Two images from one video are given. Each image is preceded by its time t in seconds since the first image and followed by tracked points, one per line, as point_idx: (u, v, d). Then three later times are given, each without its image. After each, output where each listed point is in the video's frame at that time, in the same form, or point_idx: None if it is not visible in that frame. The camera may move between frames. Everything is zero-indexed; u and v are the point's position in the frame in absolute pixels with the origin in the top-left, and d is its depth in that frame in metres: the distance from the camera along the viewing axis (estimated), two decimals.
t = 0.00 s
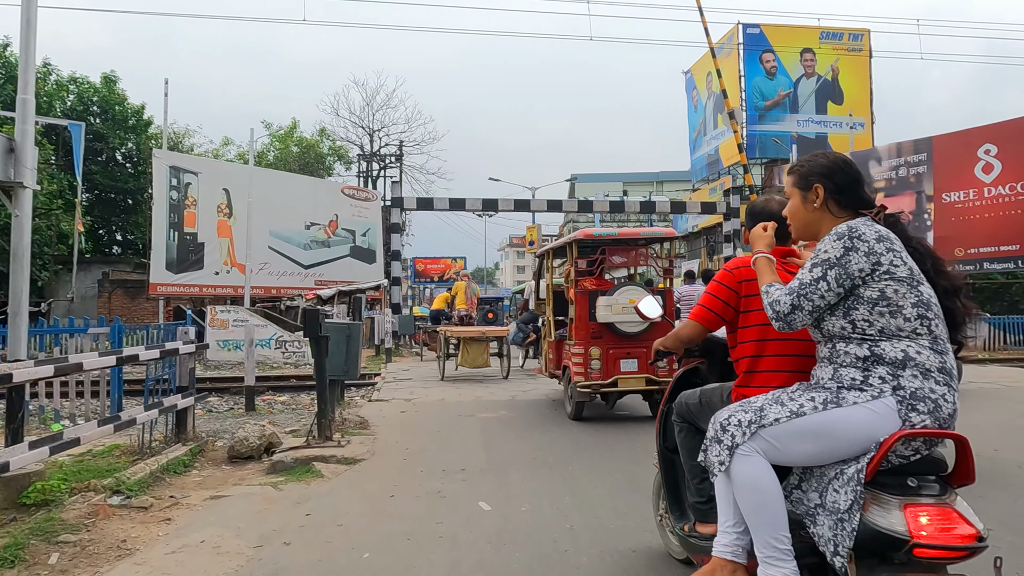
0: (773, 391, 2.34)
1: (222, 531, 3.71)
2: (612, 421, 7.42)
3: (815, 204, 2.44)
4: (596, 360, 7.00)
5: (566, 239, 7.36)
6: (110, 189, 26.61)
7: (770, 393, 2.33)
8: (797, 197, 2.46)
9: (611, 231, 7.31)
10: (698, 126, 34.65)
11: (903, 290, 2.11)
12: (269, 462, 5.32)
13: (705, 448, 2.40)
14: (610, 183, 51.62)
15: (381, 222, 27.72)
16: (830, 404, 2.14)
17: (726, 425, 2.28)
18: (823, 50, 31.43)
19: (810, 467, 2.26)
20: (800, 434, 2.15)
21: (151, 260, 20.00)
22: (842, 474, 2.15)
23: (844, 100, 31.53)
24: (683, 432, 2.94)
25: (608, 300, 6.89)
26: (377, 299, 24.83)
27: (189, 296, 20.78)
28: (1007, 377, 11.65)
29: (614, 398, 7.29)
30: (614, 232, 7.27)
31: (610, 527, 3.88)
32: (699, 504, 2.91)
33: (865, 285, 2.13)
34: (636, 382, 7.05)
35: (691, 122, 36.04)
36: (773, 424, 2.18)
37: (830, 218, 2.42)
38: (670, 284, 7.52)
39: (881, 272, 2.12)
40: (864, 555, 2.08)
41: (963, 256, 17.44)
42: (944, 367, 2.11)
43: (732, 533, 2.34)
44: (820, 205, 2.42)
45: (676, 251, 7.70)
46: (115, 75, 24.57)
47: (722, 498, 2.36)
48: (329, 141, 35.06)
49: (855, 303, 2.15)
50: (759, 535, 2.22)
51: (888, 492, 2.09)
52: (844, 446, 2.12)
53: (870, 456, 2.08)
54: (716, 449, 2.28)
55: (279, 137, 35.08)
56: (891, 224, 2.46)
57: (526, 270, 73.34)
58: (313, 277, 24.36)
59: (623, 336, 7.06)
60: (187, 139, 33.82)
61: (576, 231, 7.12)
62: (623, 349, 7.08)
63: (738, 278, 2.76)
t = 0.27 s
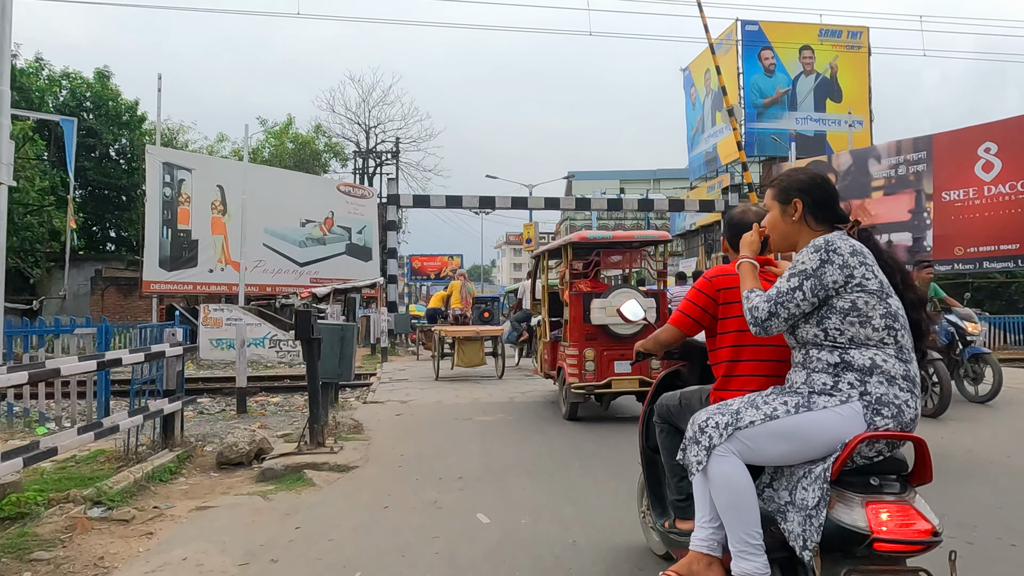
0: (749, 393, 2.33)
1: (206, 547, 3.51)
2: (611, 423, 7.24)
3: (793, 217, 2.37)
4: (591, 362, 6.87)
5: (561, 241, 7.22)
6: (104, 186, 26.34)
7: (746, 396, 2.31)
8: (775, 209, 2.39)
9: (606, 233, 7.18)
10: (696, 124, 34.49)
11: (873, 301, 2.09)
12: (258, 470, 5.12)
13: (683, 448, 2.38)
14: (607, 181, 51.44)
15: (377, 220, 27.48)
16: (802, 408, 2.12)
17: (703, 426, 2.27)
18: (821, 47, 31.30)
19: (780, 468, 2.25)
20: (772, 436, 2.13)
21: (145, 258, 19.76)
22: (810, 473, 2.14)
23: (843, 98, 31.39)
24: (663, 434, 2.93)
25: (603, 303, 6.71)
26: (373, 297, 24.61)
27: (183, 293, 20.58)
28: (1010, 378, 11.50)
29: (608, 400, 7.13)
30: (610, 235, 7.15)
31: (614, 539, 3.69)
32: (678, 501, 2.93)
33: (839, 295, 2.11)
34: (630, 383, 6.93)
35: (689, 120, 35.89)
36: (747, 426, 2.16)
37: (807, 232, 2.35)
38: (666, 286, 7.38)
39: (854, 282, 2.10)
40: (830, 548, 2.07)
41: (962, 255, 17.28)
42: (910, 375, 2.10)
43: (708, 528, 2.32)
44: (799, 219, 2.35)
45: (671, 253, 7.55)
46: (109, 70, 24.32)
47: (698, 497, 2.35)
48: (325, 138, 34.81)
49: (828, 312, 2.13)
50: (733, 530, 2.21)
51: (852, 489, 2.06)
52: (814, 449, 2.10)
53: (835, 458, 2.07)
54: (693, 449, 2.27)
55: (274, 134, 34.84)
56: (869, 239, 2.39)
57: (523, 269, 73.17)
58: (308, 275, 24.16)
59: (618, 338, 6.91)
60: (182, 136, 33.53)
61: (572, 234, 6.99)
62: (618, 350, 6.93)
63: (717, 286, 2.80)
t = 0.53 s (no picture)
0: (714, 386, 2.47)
1: (182, 560, 3.30)
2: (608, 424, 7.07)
3: (763, 220, 2.55)
4: (582, 360, 6.70)
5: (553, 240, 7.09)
6: (97, 182, 26.02)
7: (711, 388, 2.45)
8: (747, 213, 2.56)
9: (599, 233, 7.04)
10: (695, 122, 34.30)
11: (831, 301, 2.25)
12: (243, 474, 4.91)
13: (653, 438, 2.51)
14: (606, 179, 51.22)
15: (373, 217, 27.20)
16: (762, 400, 2.27)
17: (670, 417, 2.41)
18: (820, 46, 31.15)
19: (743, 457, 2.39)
20: (734, 426, 2.27)
21: (138, 255, 19.49)
22: (768, 462, 2.27)
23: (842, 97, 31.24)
24: (638, 428, 3.02)
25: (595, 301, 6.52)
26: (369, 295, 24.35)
27: (176, 291, 20.28)
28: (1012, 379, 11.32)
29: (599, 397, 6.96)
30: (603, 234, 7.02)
31: (614, 550, 3.51)
32: (653, 492, 3.02)
33: (800, 294, 2.27)
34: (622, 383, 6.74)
35: (687, 119, 35.71)
36: (711, 417, 2.31)
37: (776, 234, 2.52)
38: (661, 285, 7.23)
39: (814, 283, 2.26)
40: (785, 533, 2.21)
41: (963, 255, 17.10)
42: (861, 371, 2.27)
43: (675, 514, 2.51)
44: (768, 221, 2.52)
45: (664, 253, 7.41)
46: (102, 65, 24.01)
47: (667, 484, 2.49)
48: (321, 135, 34.52)
49: (790, 310, 2.29)
50: (696, 517, 2.34)
51: (806, 478, 2.22)
52: (772, 438, 2.25)
53: (791, 446, 2.20)
54: (660, 439, 2.40)
55: (270, 130, 34.55)
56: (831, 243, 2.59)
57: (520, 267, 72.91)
58: (304, 273, 23.92)
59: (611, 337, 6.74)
60: (177, 132, 33.20)
61: (566, 233, 6.86)
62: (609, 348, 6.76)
63: (689, 286, 2.89)
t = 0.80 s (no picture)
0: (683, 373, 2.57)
1: (155, 566, 3.07)
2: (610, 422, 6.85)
3: (736, 216, 2.60)
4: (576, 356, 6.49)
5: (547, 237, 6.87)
6: (96, 175, 25.79)
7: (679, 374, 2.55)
8: (721, 209, 2.62)
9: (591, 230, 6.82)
10: (699, 119, 34.02)
11: (793, 295, 2.34)
12: (229, 473, 4.69)
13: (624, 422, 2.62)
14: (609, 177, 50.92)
15: (374, 213, 26.95)
16: (723, 386, 2.36)
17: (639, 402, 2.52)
18: (827, 43, 30.86)
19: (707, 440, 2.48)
20: (697, 410, 2.37)
21: (137, 249, 19.28)
22: (728, 444, 2.36)
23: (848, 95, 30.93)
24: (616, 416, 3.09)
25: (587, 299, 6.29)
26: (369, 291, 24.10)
27: (174, 286, 20.05)
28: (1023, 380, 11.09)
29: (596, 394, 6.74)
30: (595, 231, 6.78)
31: (615, 555, 3.32)
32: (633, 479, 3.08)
33: (764, 287, 2.35)
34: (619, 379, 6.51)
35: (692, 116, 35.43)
36: (676, 401, 2.41)
37: (748, 231, 2.58)
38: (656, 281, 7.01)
39: (777, 277, 2.34)
40: (741, 510, 2.28)
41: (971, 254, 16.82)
42: (819, 361, 2.35)
43: (645, 493, 2.63)
44: (740, 218, 2.57)
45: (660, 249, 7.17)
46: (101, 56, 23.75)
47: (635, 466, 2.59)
48: (322, 130, 34.28)
49: (754, 302, 2.37)
50: (661, 495, 2.46)
51: (763, 459, 2.29)
52: (731, 422, 2.34)
53: (747, 430, 2.30)
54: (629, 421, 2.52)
55: (272, 125, 34.31)
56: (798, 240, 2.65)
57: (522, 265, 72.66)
58: (304, 268, 23.72)
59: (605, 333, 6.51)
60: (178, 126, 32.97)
61: (558, 230, 6.65)
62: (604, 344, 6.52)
63: (663, 281, 2.91)
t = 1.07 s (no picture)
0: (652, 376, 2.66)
1: None
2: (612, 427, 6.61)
3: (707, 229, 2.65)
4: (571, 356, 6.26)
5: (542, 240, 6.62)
6: (97, 169, 25.56)
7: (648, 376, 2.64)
8: (692, 222, 2.66)
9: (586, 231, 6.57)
10: (705, 118, 33.67)
11: (755, 304, 2.40)
12: (212, 482, 4.46)
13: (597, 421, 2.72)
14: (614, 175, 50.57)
15: (376, 209, 26.66)
16: (685, 389, 2.44)
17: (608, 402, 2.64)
18: (835, 42, 30.50)
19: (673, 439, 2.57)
20: (661, 411, 2.46)
21: (135, 244, 19.07)
22: (689, 444, 2.45)
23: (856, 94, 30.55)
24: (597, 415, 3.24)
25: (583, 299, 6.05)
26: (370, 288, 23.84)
27: (174, 281, 19.85)
28: None
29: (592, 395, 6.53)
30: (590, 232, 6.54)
31: None
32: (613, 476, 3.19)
33: (728, 296, 2.41)
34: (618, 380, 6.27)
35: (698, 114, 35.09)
36: (643, 402, 2.50)
37: (717, 243, 2.63)
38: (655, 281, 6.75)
39: (740, 288, 2.40)
40: (699, 504, 2.36)
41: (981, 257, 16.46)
42: (777, 368, 2.42)
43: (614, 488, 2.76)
44: (710, 230, 2.62)
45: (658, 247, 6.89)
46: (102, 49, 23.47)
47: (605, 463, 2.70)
48: (325, 125, 34.02)
49: (719, 310, 2.44)
50: (626, 490, 2.56)
51: (721, 457, 2.35)
52: (693, 423, 2.42)
53: (706, 430, 2.37)
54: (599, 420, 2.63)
55: (274, 120, 34.07)
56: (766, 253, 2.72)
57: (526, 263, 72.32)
58: (305, 264, 23.50)
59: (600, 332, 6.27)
60: (180, 120, 32.72)
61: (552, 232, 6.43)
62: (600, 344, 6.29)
63: (640, 288, 3.04)
